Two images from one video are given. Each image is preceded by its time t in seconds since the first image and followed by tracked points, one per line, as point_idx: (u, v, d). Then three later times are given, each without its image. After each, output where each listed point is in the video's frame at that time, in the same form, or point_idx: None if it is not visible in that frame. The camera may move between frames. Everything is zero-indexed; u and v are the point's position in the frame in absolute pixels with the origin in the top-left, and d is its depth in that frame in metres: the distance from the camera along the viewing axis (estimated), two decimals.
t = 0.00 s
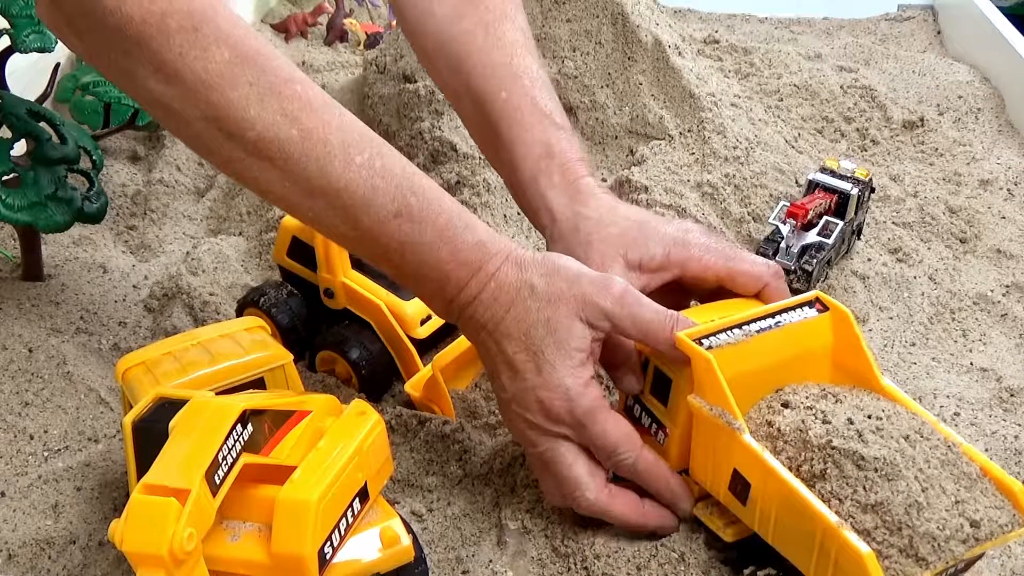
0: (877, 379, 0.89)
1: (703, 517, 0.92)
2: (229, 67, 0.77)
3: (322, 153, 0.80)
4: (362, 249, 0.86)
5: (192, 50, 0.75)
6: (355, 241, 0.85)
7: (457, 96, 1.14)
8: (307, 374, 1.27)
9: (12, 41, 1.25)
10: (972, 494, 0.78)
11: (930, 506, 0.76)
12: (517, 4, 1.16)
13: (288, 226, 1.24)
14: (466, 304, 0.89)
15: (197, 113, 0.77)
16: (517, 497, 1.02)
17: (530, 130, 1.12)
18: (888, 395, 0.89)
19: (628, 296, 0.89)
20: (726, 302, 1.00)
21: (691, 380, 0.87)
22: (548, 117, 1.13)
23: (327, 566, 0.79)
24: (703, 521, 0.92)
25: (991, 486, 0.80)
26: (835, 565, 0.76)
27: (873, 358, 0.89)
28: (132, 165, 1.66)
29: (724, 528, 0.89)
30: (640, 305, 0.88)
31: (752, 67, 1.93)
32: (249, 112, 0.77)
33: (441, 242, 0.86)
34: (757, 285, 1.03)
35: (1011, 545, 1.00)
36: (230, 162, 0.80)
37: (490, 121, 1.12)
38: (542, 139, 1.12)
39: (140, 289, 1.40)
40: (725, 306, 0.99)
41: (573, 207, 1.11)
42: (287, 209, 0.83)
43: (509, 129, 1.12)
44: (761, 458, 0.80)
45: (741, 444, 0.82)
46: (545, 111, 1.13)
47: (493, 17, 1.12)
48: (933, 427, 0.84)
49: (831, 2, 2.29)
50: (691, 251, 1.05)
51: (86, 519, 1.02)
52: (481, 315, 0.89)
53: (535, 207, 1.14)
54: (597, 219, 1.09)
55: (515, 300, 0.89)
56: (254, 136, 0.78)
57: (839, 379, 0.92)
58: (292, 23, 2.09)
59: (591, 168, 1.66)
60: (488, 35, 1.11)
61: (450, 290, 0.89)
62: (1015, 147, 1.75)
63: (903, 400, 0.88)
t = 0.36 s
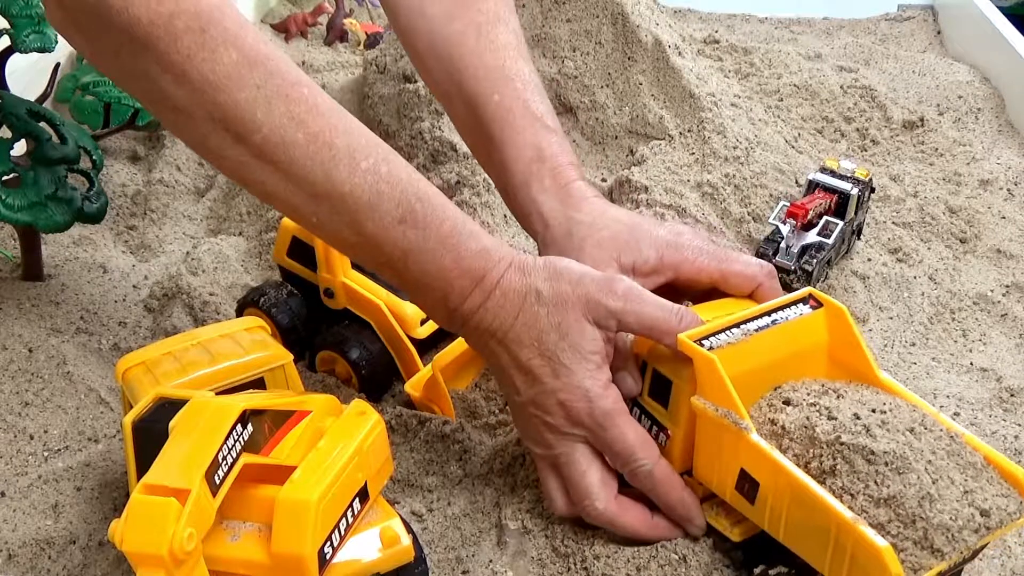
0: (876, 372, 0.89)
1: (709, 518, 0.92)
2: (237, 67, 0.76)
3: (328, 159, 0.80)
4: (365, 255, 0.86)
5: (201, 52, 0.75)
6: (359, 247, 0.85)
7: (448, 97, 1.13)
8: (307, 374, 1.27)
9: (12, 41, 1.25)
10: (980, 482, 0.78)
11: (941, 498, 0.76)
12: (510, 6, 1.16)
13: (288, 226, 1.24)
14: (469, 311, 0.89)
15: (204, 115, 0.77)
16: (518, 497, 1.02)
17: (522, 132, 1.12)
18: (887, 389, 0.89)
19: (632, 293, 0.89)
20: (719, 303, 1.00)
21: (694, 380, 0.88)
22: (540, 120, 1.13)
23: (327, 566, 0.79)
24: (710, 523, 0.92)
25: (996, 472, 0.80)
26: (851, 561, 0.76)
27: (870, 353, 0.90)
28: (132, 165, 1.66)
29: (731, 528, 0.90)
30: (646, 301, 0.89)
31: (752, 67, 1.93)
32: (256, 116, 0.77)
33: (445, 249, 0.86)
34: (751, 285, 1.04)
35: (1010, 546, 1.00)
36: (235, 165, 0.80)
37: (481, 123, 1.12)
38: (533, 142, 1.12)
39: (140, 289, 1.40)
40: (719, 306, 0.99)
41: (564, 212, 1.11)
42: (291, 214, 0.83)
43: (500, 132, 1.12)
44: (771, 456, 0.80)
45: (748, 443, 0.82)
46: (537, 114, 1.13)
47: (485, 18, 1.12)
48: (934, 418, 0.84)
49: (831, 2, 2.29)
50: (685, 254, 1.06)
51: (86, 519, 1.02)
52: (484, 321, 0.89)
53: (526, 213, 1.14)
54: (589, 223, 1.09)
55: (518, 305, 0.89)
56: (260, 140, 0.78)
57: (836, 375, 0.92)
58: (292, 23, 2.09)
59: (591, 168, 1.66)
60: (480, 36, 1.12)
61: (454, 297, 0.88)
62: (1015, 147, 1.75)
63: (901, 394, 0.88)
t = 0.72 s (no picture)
0: (874, 374, 0.90)
1: (705, 516, 0.91)
2: (229, 79, 0.77)
3: (319, 161, 0.81)
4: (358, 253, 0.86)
5: (192, 64, 0.76)
6: (352, 245, 0.85)
7: (452, 100, 1.14)
8: (307, 374, 1.27)
9: (12, 41, 1.25)
10: (975, 486, 0.78)
11: (935, 499, 0.76)
12: (515, 9, 1.16)
13: (288, 227, 1.24)
14: (462, 303, 0.90)
15: (200, 126, 0.78)
16: (518, 497, 1.02)
17: (525, 135, 1.12)
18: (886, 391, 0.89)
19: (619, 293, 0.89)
20: (716, 304, 1.00)
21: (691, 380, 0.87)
22: (543, 123, 1.13)
23: (327, 566, 0.79)
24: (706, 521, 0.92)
25: (993, 476, 0.80)
26: (843, 560, 0.76)
27: (870, 355, 0.90)
28: (132, 165, 1.66)
29: (727, 527, 0.89)
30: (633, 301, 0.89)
31: (752, 67, 1.93)
32: (248, 123, 0.78)
33: (438, 245, 0.86)
34: (752, 287, 1.03)
35: (1010, 546, 1.00)
36: (230, 169, 0.81)
37: (485, 127, 1.13)
38: (537, 145, 1.12)
39: (140, 289, 1.40)
40: (719, 306, 0.99)
41: (566, 213, 1.10)
42: (286, 214, 0.83)
43: (504, 136, 1.12)
44: (767, 456, 0.80)
45: (744, 442, 0.82)
46: (540, 117, 1.13)
47: (489, 21, 1.13)
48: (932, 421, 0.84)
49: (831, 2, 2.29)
50: (686, 255, 1.06)
51: (86, 519, 1.02)
52: (475, 314, 0.90)
53: (529, 213, 1.14)
54: (592, 225, 1.08)
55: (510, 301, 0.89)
56: (254, 146, 0.79)
57: (835, 376, 0.93)
58: (292, 23, 2.09)
59: (591, 168, 1.66)
60: (484, 39, 1.12)
61: (446, 291, 0.89)
62: (1015, 147, 1.75)
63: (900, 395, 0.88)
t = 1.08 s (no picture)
0: (875, 373, 0.90)
1: (705, 517, 0.91)
2: (227, 84, 0.77)
3: (317, 168, 0.80)
4: (357, 261, 0.86)
5: (189, 68, 0.76)
6: (351, 254, 0.85)
7: (452, 101, 1.14)
8: (307, 374, 1.27)
9: (12, 41, 1.25)
10: (976, 486, 0.78)
11: (935, 499, 0.76)
12: (515, 12, 1.16)
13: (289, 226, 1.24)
14: (461, 314, 0.89)
15: (197, 131, 0.78)
16: (517, 497, 1.02)
17: (524, 137, 1.12)
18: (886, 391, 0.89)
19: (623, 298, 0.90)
20: (719, 303, 1.00)
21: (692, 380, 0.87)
22: (542, 124, 1.13)
23: (327, 566, 0.79)
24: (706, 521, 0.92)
25: (993, 476, 0.80)
26: (843, 560, 0.76)
27: (869, 354, 0.90)
28: (132, 165, 1.66)
29: (728, 527, 0.89)
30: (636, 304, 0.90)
31: (752, 67, 1.93)
32: (246, 130, 0.78)
33: (437, 254, 0.86)
34: (752, 288, 1.03)
35: (1010, 545, 1.00)
36: (228, 177, 0.81)
37: (484, 128, 1.13)
38: (536, 146, 1.12)
39: (140, 289, 1.40)
40: (720, 306, 0.99)
41: (566, 214, 1.10)
42: (284, 222, 0.83)
43: (503, 137, 1.12)
44: (767, 456, 0.80)
45: (744, 442, 0.82)
46: (539, 118, 1.13)
47: (488, 22, 1.13)
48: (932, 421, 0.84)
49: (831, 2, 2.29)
50: (686, 256, 1.05)
51: (86, 519, 1.02)
52: (474, 326, 0.89)
53: (528, 213, 1.14)
54: (592, 226, 1.09)
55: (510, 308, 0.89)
56: (251, 153, 0.79)
57: (835, 376, 0.93)
58: (292, 23, 2.09)
59: (591, 168, 1.66)
60: (484, 40, 1.12)
61: (445, 302, 0.89)
62: (1015, 147, 1.75)
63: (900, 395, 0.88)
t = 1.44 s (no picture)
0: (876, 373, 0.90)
1: (707, 517, 0.91)
2: (222, 84, 0.77)
3: (312, 169, 0.81)
4: (354, 261, 0.86)
5: (185, 69, 0.76)
6: (348, 256, 0.85)
7: (457, 100, 1.14)
8: (307, 374, 1.27)
9: (12, 41, 1.25)
10: (978, 486, 0.78)
11: (937, 499, 0.76)
12: (518, 11, 1.16)
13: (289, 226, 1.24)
14: (457, 317, 0.89)
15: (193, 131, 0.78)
16: (517, 497, 1.02)
17: (526, 136, 1.12)
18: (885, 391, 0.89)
19: (623, 300, 0.89)
20: (719, 303, 1.00)
21: (692, 380, 0.87)
22: (543, 123, 1.13)
23: (327, 565, 0.79)
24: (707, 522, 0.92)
25: (994, 476, 0.80)
26: (845, 562, 0.76)
27: (869, 354, 0.90)
28: (132, 165, 1.66)
29: (729, 528, 0.89)
30: (636, 305, 0.89)
31: (752, 67, 1.93)
32: (242, 130, 0.78)
33: (434, 254, 0.86)
34: (753, 289, 1.03)
35: (1010, 545, 1.01)
36: (222, 177, 0.81)
37: (486, 126, 1.13)
38: (537, 146, 1.12)
39: (140, 289, 1.40)
40: (720, 306, 0.99)
41: (567, 215, 1.10)
42: (279, 223, 0.83)
43: (504, 136, 1.12)
44: (768, 456, 0.80)
45: (745, 443, 0.82)
46: (540, 117, 1.13)
47: (490, 21, 1.13)
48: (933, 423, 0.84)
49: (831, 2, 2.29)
50: (686, 258, 1.05)
51: (86, 519, 1.02)
52: (471, 327, 0.89)
53: (530, 213, 1.14)
54: (593, 226, 1.09)
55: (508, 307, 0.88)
56: (247, 154, 0.79)
57: (835, 376, 0.93)
58: (292, 23, 2.09)
59: (591, 168, 1.66)
60: (485, 40, 1.12)
61: (441, 305, 0.88)
62: (1015, 147, 1.75)
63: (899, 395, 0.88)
